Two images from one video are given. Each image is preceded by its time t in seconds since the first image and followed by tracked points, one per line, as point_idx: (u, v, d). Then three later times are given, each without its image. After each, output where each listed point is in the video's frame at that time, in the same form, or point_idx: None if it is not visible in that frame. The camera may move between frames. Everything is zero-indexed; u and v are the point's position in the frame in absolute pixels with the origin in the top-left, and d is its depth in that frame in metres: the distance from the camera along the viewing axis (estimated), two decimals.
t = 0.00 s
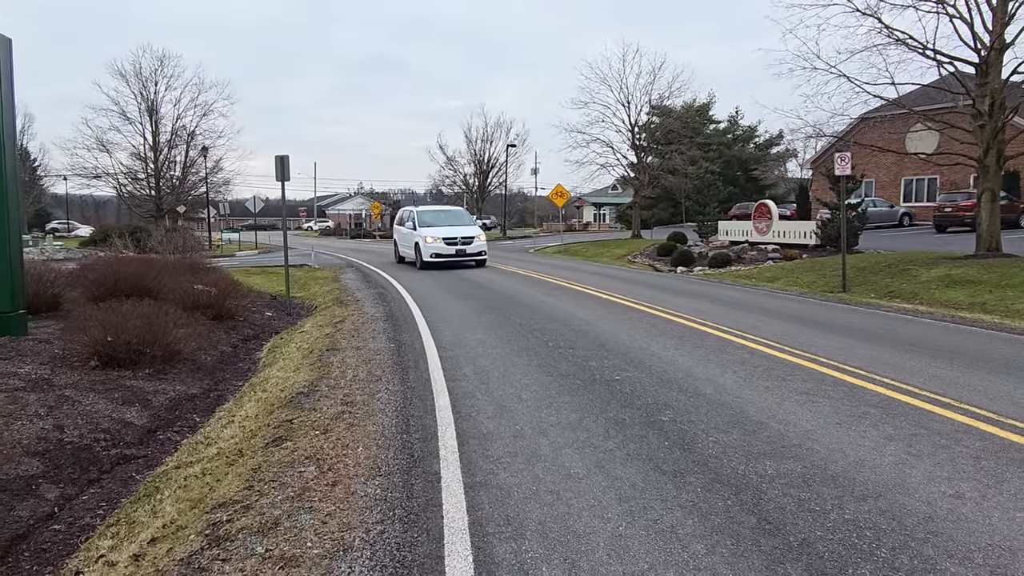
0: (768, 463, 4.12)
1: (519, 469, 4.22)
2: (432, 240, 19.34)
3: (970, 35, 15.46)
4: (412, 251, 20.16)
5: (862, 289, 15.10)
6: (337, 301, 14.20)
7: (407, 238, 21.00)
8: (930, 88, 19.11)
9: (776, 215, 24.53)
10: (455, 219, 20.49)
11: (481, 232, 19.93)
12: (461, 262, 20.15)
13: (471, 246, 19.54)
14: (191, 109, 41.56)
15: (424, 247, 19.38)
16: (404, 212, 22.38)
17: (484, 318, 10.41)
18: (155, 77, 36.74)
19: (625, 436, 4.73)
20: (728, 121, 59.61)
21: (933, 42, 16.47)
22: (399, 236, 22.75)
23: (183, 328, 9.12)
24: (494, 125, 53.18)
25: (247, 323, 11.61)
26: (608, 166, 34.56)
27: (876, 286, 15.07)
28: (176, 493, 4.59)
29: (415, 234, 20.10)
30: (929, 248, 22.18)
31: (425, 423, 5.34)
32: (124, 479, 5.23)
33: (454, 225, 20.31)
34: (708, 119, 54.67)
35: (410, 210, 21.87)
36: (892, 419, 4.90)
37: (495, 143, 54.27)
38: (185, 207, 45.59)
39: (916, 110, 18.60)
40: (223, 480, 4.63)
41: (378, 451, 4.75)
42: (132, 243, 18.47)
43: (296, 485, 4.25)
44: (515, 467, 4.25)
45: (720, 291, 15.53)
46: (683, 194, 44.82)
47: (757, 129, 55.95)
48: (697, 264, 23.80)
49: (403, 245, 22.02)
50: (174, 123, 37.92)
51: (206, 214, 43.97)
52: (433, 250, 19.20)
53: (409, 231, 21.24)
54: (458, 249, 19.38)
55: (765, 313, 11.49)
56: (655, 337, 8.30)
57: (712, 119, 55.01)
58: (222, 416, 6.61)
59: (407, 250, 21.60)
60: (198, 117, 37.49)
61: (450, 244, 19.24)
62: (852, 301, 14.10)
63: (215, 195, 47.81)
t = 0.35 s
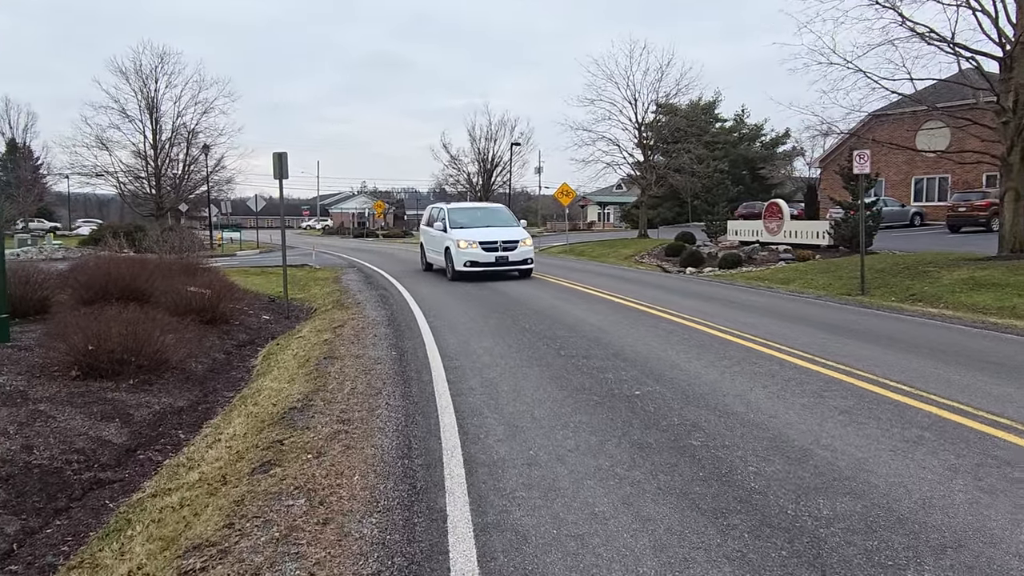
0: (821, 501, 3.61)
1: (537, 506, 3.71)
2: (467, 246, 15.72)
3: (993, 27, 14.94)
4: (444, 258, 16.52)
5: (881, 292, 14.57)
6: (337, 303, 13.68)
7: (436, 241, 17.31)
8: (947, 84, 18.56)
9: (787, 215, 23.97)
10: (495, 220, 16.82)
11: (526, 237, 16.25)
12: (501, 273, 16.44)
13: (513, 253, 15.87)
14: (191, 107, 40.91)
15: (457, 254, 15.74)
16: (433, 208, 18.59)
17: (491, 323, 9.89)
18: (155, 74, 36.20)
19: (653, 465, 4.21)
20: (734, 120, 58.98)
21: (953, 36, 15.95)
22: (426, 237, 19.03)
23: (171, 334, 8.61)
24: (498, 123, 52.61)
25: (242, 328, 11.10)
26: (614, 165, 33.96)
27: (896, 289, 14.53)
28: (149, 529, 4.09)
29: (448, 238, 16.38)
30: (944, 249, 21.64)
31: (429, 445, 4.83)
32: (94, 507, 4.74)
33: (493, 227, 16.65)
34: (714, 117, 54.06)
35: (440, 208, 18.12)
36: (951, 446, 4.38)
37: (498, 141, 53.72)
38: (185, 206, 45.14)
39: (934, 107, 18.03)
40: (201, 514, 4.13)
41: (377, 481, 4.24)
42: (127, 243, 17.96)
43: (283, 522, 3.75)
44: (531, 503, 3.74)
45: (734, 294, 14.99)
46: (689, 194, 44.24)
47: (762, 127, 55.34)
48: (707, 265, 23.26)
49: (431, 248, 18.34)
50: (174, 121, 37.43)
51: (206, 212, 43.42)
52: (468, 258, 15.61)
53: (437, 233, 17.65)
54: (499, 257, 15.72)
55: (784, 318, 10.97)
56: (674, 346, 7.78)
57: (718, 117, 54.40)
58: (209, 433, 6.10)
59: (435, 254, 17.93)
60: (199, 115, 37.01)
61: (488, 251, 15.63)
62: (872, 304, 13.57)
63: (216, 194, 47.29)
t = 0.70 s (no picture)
0: (884, 547, 3.07)
1: (550, 551, 3.19)
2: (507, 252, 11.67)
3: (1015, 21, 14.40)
4: (477, 268, 12.59)
5: (898, 295, 14.03)
6: (334, 305, 13.17)
7: (467, 244, 13.41)
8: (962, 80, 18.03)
9: (796, 215, 23.44)
10: (544, 218, 12.69)
11: (587, 242, 12.16)
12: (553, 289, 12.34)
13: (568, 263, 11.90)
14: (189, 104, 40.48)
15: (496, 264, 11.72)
16: (465, 202, 14.62)
17: (494, 329, 9.35)
18: (152, 69, 35.69)
19: (682, 499, 3.66)
20: (738, 119, 58.37)
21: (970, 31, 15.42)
22: (455, 238, 15.03)
23: (153, 340, 8.08)
24: (500, 121, 52.08)
25: (231, 331, 10.59)
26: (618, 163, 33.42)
27: (914, 292, 13.98)
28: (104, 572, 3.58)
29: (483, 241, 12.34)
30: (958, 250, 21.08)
31: (427, 471, 4.29)
32: (51, 539, 4.25)
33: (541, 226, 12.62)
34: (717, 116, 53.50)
35: (473, 203, 14.06)
36: (1019, 476, 3.85)
37: (500, 140, 53.12)
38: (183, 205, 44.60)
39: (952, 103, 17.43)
40: (164, 553, 3.61)
41: (366, 515, 3.71)
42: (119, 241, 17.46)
43: (255, 568, 3.23)
44: (543, 547, 3.22)
45: (746, 297, 14.44)
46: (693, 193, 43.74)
47: (767, 127, 54.73)
48: (714, 265, 22.73)
49: (459, 254, 14.48)
50: (172, 117, 36.88)
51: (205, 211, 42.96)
52: (509, 270, 11.55)
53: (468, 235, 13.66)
54: (551, 269, 11.61)
55: (802, 322, 10.42)
56: (691, 354, 7.23)
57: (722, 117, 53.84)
58: (185, 451, 5.56)
59: (464, 262, 14.01)
60: (196, 112, 36.46)
61: (535, 260, 11.53)
62: (890, 308, 13.03)
63: (216, 193, 46.80)
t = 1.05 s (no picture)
0: None
1: None
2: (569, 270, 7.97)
3: None
4: (525, 289, 9.02)
5: (907, 299, 13.60)
6: (324, 309, 12.63)
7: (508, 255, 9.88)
8: (968, 76, 17.64)
9: (796, 217, 23.03)
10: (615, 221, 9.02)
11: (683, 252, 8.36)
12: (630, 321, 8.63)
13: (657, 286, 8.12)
14: (178, 103, 39.82)
15: (554, 284, 8.03)
16: (504, 199, 11.18)
17: (495, 335, 8.83)
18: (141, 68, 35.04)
19: (722, 541, 3.17)
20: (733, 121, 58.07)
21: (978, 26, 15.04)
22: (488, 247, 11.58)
23: (127, 349, 7.53)
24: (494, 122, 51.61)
25: (215, 337, 10.04)
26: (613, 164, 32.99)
27: (924, 296, 13.55)
28: None
29: (535, 250, 8.70)
30: (962, 253, 20.70)
31: (424, 505, 3.75)
32: None
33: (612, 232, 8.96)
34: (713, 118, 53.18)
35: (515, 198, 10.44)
36: None
37: (493, 141, 52.63)
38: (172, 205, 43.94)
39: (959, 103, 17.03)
40: None
41: (356, 560, 3.19)
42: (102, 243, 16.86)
43: None
44: None
45: (750, 300, 13.98)
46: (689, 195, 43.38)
47: (760, 129, 54.45)
48: (713, 268, 22.28)
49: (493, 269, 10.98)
50: (160, 117, 36.26)
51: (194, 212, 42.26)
52: (574, 295, 7.85)
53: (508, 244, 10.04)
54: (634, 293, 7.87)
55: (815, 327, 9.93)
56: (707, 364, 6.74)
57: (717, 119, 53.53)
58: (155, 474, 5.02)
59: (502, 280, 10.45)
60: (185, 111, 35.84)
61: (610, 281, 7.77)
62: (900, 312, 12.60)
63: (205, 194, 46.12)
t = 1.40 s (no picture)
0: None
1: None
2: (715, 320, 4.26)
3: None
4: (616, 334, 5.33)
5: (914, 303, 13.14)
6: (311, 316, 12.09)
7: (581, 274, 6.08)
8: (970, 74, 17.24)
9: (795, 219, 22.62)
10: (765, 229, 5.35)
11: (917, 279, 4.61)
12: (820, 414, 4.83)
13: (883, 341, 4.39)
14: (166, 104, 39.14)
15: (694, 343, 4.26)
16: (565, 184, 7.50)
17: (489, 345, 8.31)
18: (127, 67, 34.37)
19: None
20: (727, 122, 57.72)
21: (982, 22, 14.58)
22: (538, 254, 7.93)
23: (92, 363, 6.99)
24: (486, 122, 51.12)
25: (194, 346, 9.53)
26: (607, 165, 32.54)
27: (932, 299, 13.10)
28: None
29: (642, 272, 4.92)
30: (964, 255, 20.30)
31: (408, 554, 3.24)
32: None
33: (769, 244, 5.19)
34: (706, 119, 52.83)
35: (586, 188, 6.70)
36: None
37: (485, 142, 52.10)
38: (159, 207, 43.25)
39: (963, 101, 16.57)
40: None
41: None
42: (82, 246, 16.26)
43: None
44: None
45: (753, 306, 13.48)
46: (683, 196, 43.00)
47: (753, 130, 54.12)
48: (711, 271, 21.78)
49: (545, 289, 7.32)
50: (146, 117, 35.59)
51: (184, 214, 41.57)
52: (736, 367, 4.10)
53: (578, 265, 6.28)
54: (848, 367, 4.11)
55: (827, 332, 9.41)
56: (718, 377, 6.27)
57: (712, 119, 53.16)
58: (111, 508, 4.51)
59: (562, 309, 6.72)
60: (171, 112, 35.17)
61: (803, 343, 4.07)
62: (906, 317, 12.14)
63: (194, 196, 45.43)
